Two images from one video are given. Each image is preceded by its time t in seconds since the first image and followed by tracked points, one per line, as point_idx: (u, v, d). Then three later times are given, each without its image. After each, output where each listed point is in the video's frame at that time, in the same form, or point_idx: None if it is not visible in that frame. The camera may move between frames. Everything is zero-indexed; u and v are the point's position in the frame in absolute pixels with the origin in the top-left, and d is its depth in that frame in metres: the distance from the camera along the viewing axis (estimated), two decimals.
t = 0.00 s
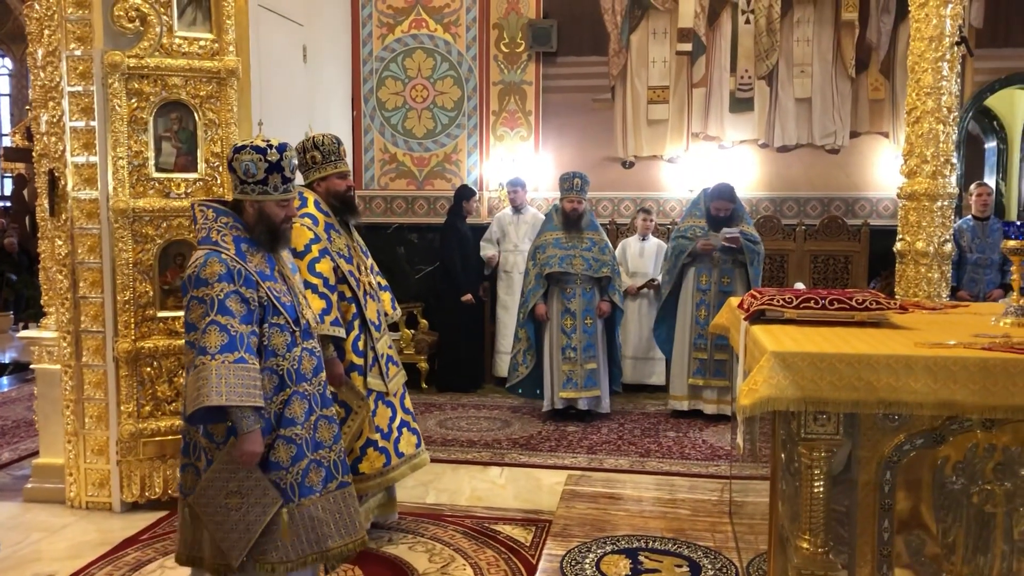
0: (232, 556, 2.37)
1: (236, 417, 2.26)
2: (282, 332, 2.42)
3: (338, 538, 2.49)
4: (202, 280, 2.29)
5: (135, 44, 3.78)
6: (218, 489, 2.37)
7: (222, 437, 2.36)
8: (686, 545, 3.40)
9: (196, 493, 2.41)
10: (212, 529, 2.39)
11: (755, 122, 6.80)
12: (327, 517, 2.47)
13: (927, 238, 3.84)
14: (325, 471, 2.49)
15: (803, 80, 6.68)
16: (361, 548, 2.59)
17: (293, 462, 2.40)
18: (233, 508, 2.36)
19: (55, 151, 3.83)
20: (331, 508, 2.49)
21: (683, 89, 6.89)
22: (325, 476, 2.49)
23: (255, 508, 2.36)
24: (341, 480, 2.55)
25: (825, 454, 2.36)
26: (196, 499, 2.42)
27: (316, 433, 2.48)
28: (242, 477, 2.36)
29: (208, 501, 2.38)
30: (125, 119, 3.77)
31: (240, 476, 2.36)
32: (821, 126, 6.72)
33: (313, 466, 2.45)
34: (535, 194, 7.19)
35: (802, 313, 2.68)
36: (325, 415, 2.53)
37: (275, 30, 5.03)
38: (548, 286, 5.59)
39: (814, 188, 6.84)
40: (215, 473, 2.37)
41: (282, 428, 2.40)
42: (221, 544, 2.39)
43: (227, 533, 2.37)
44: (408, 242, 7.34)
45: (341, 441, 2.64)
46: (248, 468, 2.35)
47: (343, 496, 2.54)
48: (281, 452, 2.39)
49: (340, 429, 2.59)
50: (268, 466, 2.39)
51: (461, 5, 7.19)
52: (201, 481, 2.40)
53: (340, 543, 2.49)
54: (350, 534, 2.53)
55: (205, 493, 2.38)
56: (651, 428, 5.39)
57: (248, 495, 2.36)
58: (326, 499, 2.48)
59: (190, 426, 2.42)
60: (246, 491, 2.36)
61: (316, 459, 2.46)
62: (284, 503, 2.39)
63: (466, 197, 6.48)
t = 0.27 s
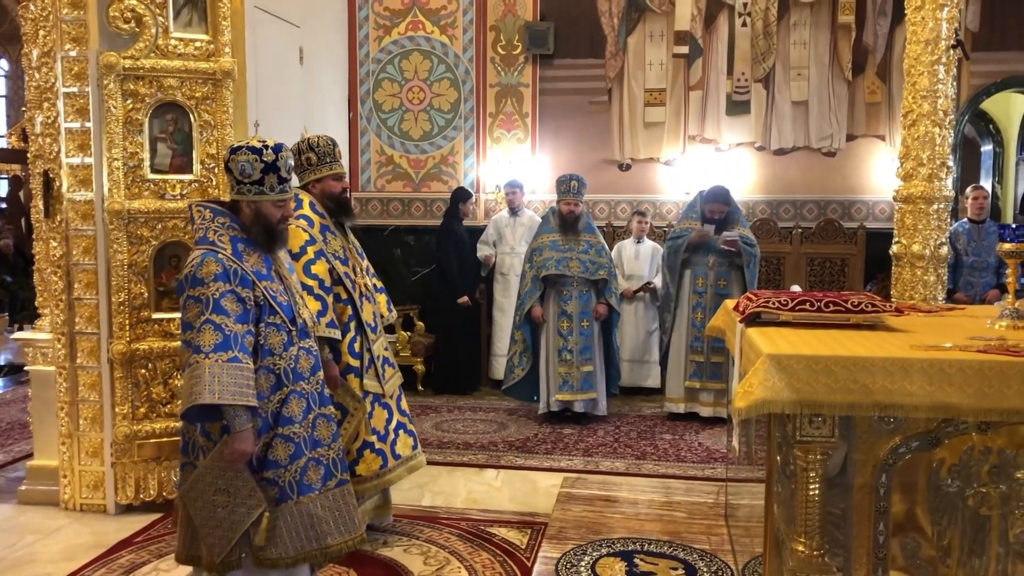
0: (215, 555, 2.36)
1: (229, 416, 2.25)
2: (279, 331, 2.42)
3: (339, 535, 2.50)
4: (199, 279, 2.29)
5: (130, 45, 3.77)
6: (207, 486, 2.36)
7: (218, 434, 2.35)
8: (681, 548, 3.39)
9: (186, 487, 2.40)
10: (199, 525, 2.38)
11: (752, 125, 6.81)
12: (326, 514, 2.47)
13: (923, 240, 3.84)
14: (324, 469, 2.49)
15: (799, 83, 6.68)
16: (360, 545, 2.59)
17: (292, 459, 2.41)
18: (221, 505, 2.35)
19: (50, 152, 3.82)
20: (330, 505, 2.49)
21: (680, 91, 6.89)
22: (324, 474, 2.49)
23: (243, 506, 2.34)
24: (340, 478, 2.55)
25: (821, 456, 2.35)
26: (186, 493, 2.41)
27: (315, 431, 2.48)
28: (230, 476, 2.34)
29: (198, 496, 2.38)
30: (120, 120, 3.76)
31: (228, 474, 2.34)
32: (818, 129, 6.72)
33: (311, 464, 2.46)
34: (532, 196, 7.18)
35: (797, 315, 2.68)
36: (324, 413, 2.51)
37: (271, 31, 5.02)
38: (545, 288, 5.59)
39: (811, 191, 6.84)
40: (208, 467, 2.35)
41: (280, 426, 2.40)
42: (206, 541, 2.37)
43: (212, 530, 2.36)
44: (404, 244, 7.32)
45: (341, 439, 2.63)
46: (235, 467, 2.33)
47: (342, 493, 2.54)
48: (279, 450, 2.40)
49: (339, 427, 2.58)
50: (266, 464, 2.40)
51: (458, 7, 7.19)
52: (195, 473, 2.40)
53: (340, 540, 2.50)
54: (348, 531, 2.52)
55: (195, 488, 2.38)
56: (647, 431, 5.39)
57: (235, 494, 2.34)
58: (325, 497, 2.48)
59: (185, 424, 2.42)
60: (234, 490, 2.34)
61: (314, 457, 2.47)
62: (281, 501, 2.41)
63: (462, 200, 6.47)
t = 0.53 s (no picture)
0: (227, 551, 2.39)
1: (230, 416, 2.27)
2: (275, 336, 2.41)
3: (327, 543, 2.49)
4: (201, 280, 2.30)
5: (126, 50, 3.76)
6: (211, 487, 2.38)
7: (213, 437, 2.39)
8: (680, 553, 3.38)
9: (188, 490, 2.42)
10: (206, 525, 2.41)
11: (748, 128, 6.81)
12: (314, 523, 2.46)
13: (920, 243, 3.84)
14: (314, 477, 2.48)
15: (796, 86, 6.69)
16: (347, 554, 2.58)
17: (284, 466, 2.40)
18: (226, 506, 2.38)
19: (45, 157, 3.80)
20: (319, 514, 2.48)
21: (677, 94, 6.89)
22: (314, 482, 2.48)
23: (246, 510, 2.38)
24: (330, 487, 2.53)
25: (820, 461, 2.34)
26: (187, 495, 2.42)
27: (306, 439, 2.47)
28: (235, 476, 2.36)
29: (202, 497, 2.40)
30: (116, 125, 3.74)
31: (232, 475, 2.37)
32: (814, 132, 6.72)
33: (302, 471, 2.45)
34: (529, 200, 7.18)
35: (795, 319, 2.67)
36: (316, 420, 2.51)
37: (267, 35, 5.02)
38: (542, 291, 5.58)
39: (808, 194, 6.84)
40: (208, 471, 2.38)
41: (274, 432, 2.38)
42: (216, 540, 2.41)
43: (222, 529, 2.39)
44: (400, 248, 7.30)
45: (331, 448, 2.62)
46: (238, 468, 2.36)
47: (330, 502, 2.52)
48: (272, 456, 2.38)
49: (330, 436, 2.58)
50: (258, 469, 2.38)
51: (454, 10, 7.18)
52: (194, 478, 2.42)
53: (327, 549, 2.48)
54: (336, 540, 2.51)
55: (198, 490, 2.40)
56: (645, 434, 5.38)
57: (241, 494, 2.37)
58: (314, 505, 2.47)
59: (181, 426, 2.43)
60: (240, 490, 2.37)
61: (306, 464, 2.46)
62: (270, 507, 2.39)
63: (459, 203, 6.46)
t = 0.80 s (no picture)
0: (222, 561, 2.45)
1: (228, 421, 2.27)
2: (273, 341, 2.44)
3: (321, 550, 2.56)
4: (200, 284, 2.31)
5: (118, 55, 3.73)
6: (206, 496, 2.43)
7: (209, 444, 2.41)
8: (680, 558, 3.36)
9: (183, 498, 2.46)
10: (200, 534, 2.46)
11: (744, 129, 6.81)
12: (309, 530, 2.53)
13: (918, 244, 3.83)
14: (310, 483, 2.54)
15: (791, 87, 6.69)
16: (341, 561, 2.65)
17: (280, 472, 2.44)
18: (222, 515, 2.42)
19: (37, 163, 3.77)
20: (314, 521, 2.54)
21: (672, 96, 6.88)
22: (309, 488, 2.54)
23: (241, 518, 2.42)
24: (324, 494, 2.59)
25: (821, 465, 2.32)
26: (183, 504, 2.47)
27: (303, 444, 2.51)
28: (230, 485, 2.41)
29: (196, 507, 2.44)
30: (108, 131, 3.71)
31: (228, 483, 2.41)
32: (810, 132, 6.72)
33: (298, 477, 2.50)
34: (525, 203, 7.17)
35: (795, 321, 2.65)
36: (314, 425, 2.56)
37: (260, 39, 5.00)
38: (538, 294, 5.56)
39: (804, 195, 6.83)
40: (205, 479, 2.42)
41: (271, 438, 2.42)
42: (210, 549, 2.46)
43: (217, 538, 2.44)
44: (396, 252, 7.29)
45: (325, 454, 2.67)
46: (232, 477, 2.41)
47: (326, 508, 2.59)
48: (268, 462, 2.43)
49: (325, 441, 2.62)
50: (254, 475, 2.42)
51: (448, 13, 7.17)
52: (188, 488, 2.45)
53: (320, 557, 2.56)
54: (330, 547, 2.59)
55: (193, 499, 2.44)
56: (643, 437, 5.36)
57: (236, 503, 2.42)
58: (309, 511, 2.54)
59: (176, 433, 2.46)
60: (235, 499, 2.41)
61: (301, 470, 2.50)
62: (265, 515, 2.43)
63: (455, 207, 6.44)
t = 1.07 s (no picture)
0: (242, 569, 2.43)
1: (238, 427, 2.26)
2: (275, 344, 2.42)
3: (337, 551, 2.59)
4: (198, 291, 2.29)
5: (111, 59, 3.70)
6: (219, 505, 2.39)
7: (215, 452, 2.39)
8: (681, 560, 3.35)
9: (195, 511, 2.41)
10: (215, 546, 2.42)
11: (739, 130, 6.81)
12: (323, 531, 2.55)
13: (915, 243, 3.83)
14: (320, 485, 2.55)
15: (786, 87, 6.69)
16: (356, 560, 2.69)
17: (289, 475, 2.45)
18: (238, 523, 2.41)
19: (29, 168, 3.73)
20: (326, 522, 2.56)
21: (667, 97, 6.88)
22: (319, 490, 2.55)
23: (259, 525, 2.43)
24: (335, 495, 2.60)
25: (823, 466, 2.30)
26: (193, 517, 2.42)
27: (310, 447, 2.51)
28: (246, 490, 2.40)
29: (208, 519, 2.40)
30: (101, 135, 3.69)
31: (241, 490, 2.39)
32: (805, 132, 6.72)
33: (307, 480, 2.50)
34: (520, 205, 7.14)
35: (794, 322, 2.64)
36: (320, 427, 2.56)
37: (254, 42, 4.98)
38: (535, 296, 5.54)
39: (800, 195, 6.83)
40: (216, 488, 2.39)
41: (278, 441, 2.42)
42: (227, 559, 2.43)
43: (235, 546, 2.42)
44: (391, 255, 7.25)
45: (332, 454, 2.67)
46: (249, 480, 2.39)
47: (338, 509, 2.60)
48: (276, 466, 2.43)
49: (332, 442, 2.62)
50: (264, 480, 2.42)
51: (442, 15, 7.16)
52: (200, 499, 2.41)
53: (335, 557, 2.59)
54: (344, 548, 2.61)
55: (205, 511, 2.40)
56: (641, 439, 5.35)
57: (253, 509, 2.41)
58: (321, 513, 2.55)
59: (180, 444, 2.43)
60: (251, 505, 2.41)
61: (310, 472, 2.51)
62: (283, 517, 2.46)
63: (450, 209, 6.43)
